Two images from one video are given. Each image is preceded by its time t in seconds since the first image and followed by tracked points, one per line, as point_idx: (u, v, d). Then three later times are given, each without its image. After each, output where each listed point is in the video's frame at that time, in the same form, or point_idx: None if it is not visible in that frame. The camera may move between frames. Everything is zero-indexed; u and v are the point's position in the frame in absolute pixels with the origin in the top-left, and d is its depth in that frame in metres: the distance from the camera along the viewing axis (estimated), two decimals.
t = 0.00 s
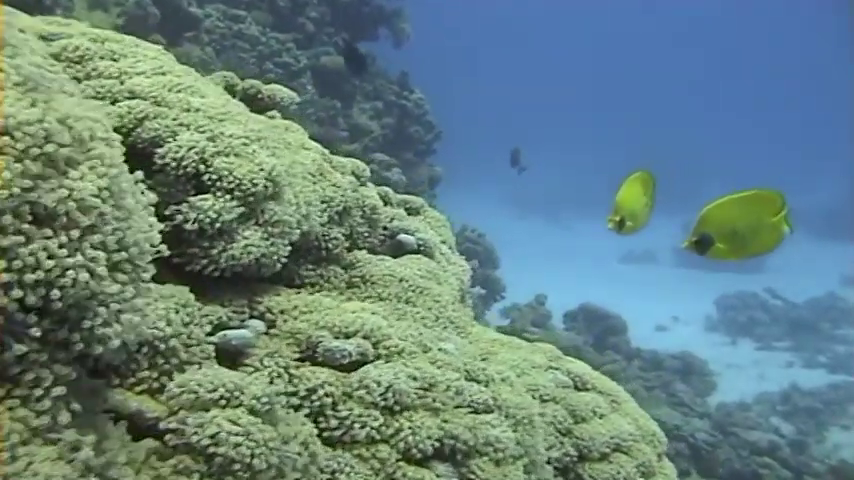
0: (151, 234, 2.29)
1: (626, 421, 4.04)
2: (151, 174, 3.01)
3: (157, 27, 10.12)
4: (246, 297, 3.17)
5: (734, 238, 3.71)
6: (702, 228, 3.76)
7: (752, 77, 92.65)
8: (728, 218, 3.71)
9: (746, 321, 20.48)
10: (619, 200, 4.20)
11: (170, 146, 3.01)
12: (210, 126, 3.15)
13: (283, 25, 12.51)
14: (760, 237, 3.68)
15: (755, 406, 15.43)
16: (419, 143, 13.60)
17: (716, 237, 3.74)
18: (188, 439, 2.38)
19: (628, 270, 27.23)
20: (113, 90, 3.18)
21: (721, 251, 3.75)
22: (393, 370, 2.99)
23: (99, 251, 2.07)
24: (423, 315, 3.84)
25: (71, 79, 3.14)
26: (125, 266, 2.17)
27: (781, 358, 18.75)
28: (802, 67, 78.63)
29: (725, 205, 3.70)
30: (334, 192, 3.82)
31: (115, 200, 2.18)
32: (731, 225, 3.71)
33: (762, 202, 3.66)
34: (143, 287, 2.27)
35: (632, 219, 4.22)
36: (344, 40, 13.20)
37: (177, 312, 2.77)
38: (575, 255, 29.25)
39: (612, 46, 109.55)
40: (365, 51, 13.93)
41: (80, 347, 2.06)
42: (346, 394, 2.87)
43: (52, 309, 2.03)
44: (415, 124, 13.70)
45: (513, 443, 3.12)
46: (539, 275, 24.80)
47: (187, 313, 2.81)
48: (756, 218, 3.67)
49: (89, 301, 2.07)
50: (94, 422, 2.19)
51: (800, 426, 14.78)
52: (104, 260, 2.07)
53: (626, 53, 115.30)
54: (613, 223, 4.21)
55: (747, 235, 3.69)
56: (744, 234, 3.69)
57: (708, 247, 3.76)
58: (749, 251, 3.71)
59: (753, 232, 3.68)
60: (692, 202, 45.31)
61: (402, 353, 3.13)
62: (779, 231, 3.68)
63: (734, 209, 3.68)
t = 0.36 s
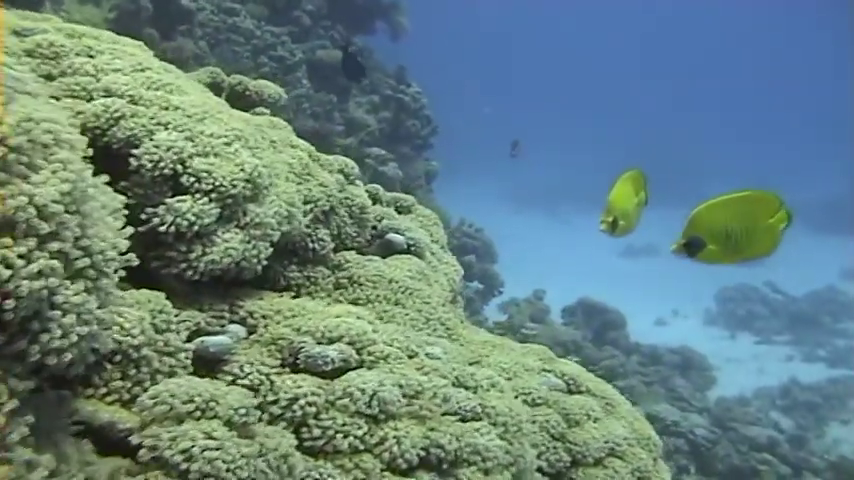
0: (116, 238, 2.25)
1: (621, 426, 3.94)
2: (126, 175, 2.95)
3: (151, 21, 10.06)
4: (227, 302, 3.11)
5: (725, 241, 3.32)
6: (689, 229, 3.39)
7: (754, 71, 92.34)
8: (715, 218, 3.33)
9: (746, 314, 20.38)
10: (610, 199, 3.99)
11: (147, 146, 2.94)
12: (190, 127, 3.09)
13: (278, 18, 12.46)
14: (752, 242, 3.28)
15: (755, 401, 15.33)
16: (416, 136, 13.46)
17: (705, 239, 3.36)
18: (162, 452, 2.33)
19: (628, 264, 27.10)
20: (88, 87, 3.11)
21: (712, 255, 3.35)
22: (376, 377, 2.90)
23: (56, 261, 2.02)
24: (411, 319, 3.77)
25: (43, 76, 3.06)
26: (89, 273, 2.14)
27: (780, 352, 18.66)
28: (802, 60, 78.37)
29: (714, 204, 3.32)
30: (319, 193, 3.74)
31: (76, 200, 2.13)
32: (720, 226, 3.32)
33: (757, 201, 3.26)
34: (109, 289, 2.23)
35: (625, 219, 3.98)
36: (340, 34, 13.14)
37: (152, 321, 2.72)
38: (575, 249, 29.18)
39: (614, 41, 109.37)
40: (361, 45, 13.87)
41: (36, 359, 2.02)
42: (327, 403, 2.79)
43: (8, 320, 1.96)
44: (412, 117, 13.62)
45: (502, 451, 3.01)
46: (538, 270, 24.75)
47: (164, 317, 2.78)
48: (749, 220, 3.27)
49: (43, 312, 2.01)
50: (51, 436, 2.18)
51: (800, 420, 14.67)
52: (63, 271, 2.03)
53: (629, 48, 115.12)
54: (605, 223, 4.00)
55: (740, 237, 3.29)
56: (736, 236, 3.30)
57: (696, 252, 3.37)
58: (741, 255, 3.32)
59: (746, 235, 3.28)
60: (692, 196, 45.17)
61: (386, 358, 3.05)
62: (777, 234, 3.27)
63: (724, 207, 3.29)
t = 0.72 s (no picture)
0: (77, 246, 2.23)
1: (615, 429, 3.83)
2: (97, 179, 2.85)
3: (141, 17, 9.94)
4: (207, 307, 3.02)
5: (715, 243, 2.99)
6: (677, 229, 3.02)
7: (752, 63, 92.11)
8: (706, 215, 2.98)
9: (746, 307, 20.27)
10: (600, 198, 3.60)
11: (120, 148, 2.84)
12: (165, 128, 3.01)
13: (271, 14, 12.38)
14: (745, 244, 2.98)
15: (756, 395, 15.27)
16: (412, 131, 13.40)
17: (695, 240, 3.00)
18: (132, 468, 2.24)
19: (627, 258, 26.98)
20: (60, 86, 3.00)
21: (701, 257, 3.00)
22: (359, 386, 2.80)
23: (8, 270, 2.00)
24: (399, 322, 3.67)
25: (9, 78, 2.94)
26: (51, 282, 2.12)
27: (780, 346, 18.59)
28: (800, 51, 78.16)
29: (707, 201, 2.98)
30: (302, 193, 3.64)
31: (36, 209, 2.13)
32: (714, 224, 2.97)
33: (753, 198, 2.96)
34: (74, 296, 2.21)
35: (614, 221, 3.59)
36: (333, 29, 13.06)
37: (127, 329, 2.62)
38: (575, 244, 29.08)
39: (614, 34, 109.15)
40: (356, 40, 13.80)
41: None
42: (309, 411, 2.68)
43: None
44: (408, 112, 13.54)
45: (491, 459, 2.90)
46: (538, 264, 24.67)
47: (139, 326, 2.66)
48: (741, 220, 2.96)
49: None
50: (10, 455, 2.14)
51: (802, 414, 14.61)
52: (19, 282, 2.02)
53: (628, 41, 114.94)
54: (593, 226, 3.58)
55: (732, 238, 2.97)
56: (729, 237, 2.98)
57: (685, 254, 3.01)
58: (732, 259, 3.00)
59: (737, 237, 2.97)
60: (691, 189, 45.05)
61: (370, 364, 2.96)
62: (770, 238, 2.99)
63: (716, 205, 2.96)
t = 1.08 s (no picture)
0: (44, 252, 2.26)
1: (612, 429, 3.73)
2: (72, 180, 2.72)
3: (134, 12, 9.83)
4: (188, 311, 2.89)
5: (707, 241, 2.80)
6: (666, 227, 2.84)
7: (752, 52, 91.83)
8: (698, 212, 2.78)
9: (749, 298, 20.15)
10: (592, 195, 3.43)
11: (96, 148, 2.72)
12: (142, 126, 2.90)
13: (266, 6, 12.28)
14: (740, 241, 2.78)
15: (760, 386, 15.17)
16: (409, 125, 13.34)
17: (685, 238, 2.81)
18: None
19: (628, 249, 26.84)
20: (34, 83, 2.88)
21: (693, 256, 2.82)
22: (345, 389, 2.69)
23: None
24: (389, 325, 3.56)
25: None
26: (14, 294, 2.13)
27: (784, 336, 18.47)
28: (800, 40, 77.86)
29: (698, 197, 2.78)
30: (289, 191, 3.52)
31: None
32: (705, 223, 2.79)
33: (749, 194, 2.74)
34: (40, 303, 2.25)
35: (608, 219, 3.42)
36: (329, 21, 12.96)
37: (103, 339, 2.50)
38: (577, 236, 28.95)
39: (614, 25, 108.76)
40: (352, 33, 13.70)
41: None
42: (293, 417, 2.56)
43: None
44: (405, 105, 13.45)
45: (482, 465, 2.79)
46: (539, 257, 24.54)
47: (114, 332, 2.54)
48: (736, 217, 2.76)
49: None
50: None
51: (806, 405, 14.51)
52: None
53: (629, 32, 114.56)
54: (584, 225, 3.43)
55: (724, 237, 2.78)
56: (721, 234, 2.78)
57: (675, 252, 2.83)
58: (727, 258, 2.81)
59: (731, 234, 2.77)
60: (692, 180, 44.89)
61: (358, 368, 2.85)
62: (767, 237, 2.80)
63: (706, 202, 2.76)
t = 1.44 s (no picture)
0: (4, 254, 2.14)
1: (605, 428, 3.61)
2: (41, 177, 2.58)
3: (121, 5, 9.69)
4: (164, 311, 2.74)
5: (695, 237, 2.70)
6: (652, 221, 2.74)
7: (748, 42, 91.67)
8: (684, 206, 2.68)
9: (749, 288, 20.05)
10: (580, 189, 3.33)
11: (65, 144, 2.60)
12: (114, 121, 2.78)
13: None
14: (729, 237, 2.68)
15: (760, 376, 15.08)
16: (404, 117, 13.27)
17: (672, 234, 2.72)
18: None
19: (626, 239, 26.73)
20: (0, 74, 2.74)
21: (680, 252, 2.72)
22: (327, 392, 2.56)
23: None
24: (375, 324, 3.44)
25: None
26: None
27: (783, 326, 18.40)
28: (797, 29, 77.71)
29: (686, 191, 2.68)
30: (270, 186, 3.39)
31: None
32: (694, 216, 2.68)
33: (740, 188, 2.63)
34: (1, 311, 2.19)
35: (597, 214, 3.33)
36: (321, 13, 12.84)
37: (74, 342, 2.35)
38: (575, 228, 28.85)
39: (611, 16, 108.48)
40: (344, 25, 13.58)
41: None
42: (274, 422, 2.42)
43: None
44: (400, 96, 13.33)
45: (469, 470, 2.69)
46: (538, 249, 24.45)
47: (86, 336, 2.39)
48: (726, 213, 2.66)
49: None
50: None
51: (807, 396, 14.42)
52: None
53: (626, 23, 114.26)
54: (571, 221, 3.32)
55: (713, 233, 2.67)
56: (710, 230, 2.68)
57: (662, 248, 2.73)
58: (716, 254, 2.71)
59: (721, 230, 2.68)
60: (690, 170, 44.79)
61: (339, 371, 2.73)
62: (759, 233, 2.70)
63: (695, 195, 2.66)
